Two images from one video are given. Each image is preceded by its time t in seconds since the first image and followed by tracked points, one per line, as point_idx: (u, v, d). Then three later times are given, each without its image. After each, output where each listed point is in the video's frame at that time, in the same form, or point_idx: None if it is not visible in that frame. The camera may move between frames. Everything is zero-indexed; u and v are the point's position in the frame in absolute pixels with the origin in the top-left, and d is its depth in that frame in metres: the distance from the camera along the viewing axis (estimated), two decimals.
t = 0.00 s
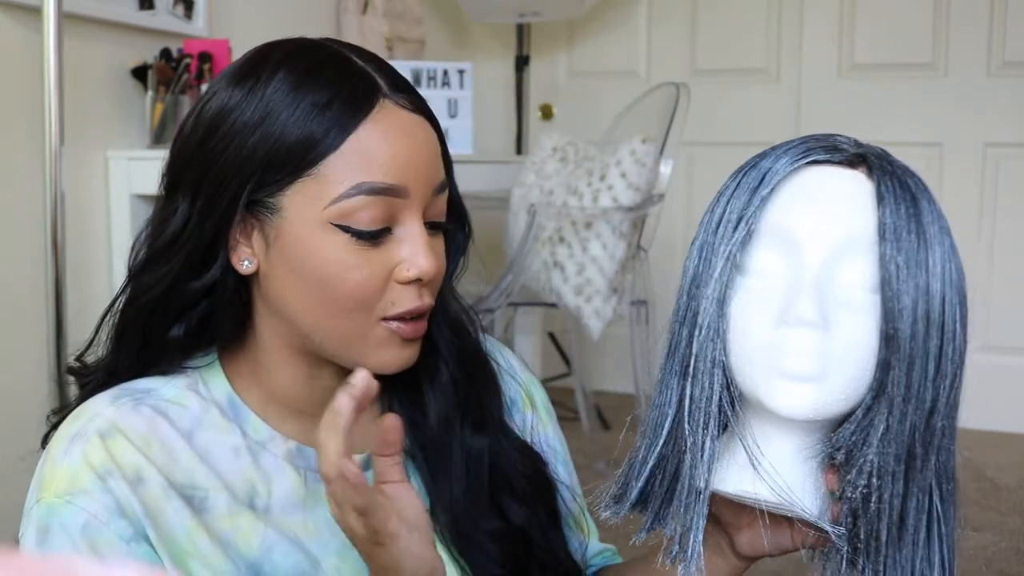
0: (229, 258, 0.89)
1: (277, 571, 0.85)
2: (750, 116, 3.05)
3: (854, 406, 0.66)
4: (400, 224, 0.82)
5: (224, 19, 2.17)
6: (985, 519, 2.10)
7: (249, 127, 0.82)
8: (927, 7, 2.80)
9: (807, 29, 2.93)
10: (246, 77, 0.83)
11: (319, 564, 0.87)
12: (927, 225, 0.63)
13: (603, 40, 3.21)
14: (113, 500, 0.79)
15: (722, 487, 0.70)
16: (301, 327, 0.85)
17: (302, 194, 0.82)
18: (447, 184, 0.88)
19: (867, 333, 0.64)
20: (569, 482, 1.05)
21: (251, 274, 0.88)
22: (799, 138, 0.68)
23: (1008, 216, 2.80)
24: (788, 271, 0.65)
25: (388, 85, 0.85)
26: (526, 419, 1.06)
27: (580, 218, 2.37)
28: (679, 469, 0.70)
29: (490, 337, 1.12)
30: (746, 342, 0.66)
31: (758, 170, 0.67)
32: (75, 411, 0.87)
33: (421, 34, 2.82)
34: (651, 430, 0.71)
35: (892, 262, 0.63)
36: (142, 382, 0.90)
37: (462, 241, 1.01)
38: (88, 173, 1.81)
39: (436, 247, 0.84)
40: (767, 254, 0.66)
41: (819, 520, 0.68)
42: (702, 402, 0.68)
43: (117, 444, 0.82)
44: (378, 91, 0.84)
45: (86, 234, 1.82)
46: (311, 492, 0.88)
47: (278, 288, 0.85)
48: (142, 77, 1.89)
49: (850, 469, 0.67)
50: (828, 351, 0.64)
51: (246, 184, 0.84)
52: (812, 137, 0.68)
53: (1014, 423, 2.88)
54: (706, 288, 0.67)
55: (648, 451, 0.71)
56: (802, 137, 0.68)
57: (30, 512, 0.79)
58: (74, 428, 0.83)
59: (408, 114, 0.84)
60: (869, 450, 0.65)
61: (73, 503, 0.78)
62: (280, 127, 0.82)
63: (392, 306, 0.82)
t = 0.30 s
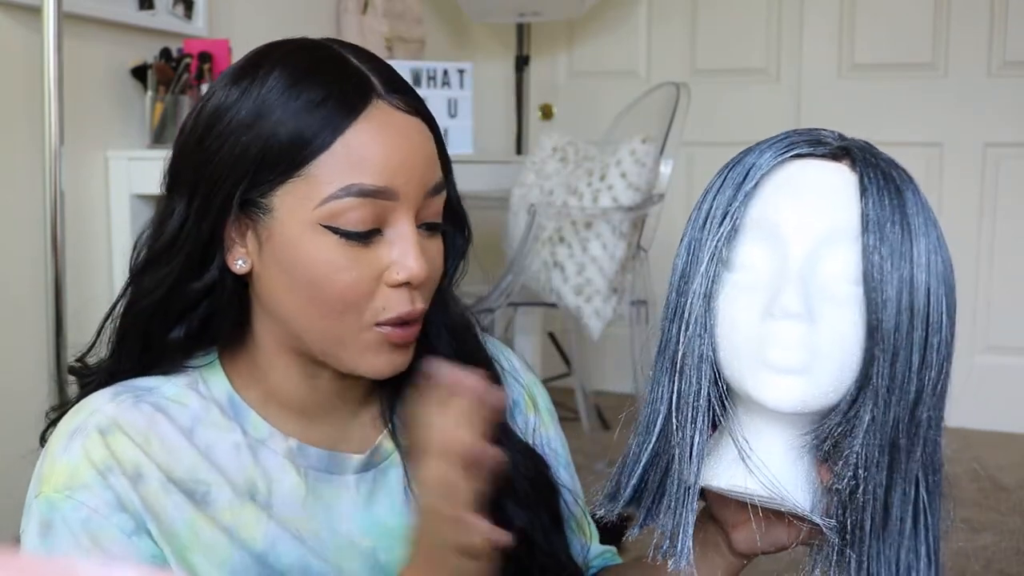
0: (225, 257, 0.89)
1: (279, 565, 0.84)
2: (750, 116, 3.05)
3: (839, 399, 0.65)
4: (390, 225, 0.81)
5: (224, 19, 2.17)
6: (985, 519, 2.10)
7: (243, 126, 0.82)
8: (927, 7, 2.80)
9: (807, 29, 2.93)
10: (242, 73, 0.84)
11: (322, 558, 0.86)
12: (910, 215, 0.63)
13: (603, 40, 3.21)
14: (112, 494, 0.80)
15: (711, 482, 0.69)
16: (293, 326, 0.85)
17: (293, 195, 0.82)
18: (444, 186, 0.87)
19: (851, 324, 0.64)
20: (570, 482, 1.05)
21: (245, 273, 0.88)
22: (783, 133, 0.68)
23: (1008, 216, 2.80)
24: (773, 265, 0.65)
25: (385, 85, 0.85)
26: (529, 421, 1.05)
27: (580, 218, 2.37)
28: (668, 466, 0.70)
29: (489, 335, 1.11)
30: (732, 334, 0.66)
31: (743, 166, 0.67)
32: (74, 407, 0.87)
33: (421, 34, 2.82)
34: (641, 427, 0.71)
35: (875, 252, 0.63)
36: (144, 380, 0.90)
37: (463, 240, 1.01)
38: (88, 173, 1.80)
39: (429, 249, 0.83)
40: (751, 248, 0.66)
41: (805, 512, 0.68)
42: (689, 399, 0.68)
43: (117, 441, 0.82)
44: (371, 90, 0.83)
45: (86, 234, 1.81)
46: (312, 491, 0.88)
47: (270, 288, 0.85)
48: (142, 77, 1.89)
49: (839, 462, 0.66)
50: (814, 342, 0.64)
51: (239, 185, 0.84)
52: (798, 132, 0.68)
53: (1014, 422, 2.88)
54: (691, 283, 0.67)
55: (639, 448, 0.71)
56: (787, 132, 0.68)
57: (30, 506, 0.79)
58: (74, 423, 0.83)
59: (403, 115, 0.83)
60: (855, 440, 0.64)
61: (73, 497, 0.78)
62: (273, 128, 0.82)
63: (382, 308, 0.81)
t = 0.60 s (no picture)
0: (226, 242, 0.97)
1: (287, 564, 0.89)
2: (749, 117, 3.05)
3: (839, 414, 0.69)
4: (353, 197, 0.86)
5: (224, 19, 2.17)
6: (985, 519, 2.10)
7: (232, 114, 0.91)
8: (927, 7, 2.80)
9: (807, 29, 2.93)
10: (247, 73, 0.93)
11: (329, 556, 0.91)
12: (890, 224, 0.67)
13: (603, 40, 3.21)
14: (122, 487, 0.84)
15: (717, 503, 0.72)
16: (273, 301, 0.91)
17: (266, 174, 0.89)
18: (427, 167, 0.91)
19: (845, 337, 0.67)
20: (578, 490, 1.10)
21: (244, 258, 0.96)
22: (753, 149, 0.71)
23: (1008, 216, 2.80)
24: (763, 284, 0.68)
25: (364, 71, 0.91)
26: (540, 424, 1.11)
27: (580, 218, 2.36)
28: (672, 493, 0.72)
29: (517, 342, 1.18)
30: (731, 356, 0.68)
31: (724, 187, 0.69)
32: (91, 402, 0.93)
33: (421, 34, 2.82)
34: (640, 452, 0.73)
35: (864, 265, 0.66)
36: (160, 372, 0.95)
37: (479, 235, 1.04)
38: (88, 173, 1.81)
39: (397, 221, 0.88)
40: (741, 268, 0.68)
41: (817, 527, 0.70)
42: (690, 424, 0.70)
43: (132, 433, 0.87)
44: (346, 73, 0.90)
45: (86, 234, 1.82)
46: (323, 488, 0.93)
47: (257, 266, 0.92)
48: (142, 77, 1.89)
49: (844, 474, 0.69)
50: (813, 361, 0.67)
51: (223, 167, 0.92)
52: (769, 146, 0.71)
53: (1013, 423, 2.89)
54: (686, 306, 0.69)
55: (639, 474, 0.73)
56: (757, 147, 0.71)
57: (45, 497, 0.83)
58: (91, 418, 0.89)
59: (374, 96, 0.89)
60: (860, 453, 0.68)
61: (84, 488, 0.82)
62: (249, 112, 0.90)
63: (343, 279, 0.86)
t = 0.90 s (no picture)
0: (238, 231, 0.99)
1: (300, 563, 0.89)
2: (749, 116, 3.05)
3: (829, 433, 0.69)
4: (361, 202, 0.89)
5: (224, 18, 2.17)
6: (985, 519, 2.10)
7: (257, 105, 0.93)
8: (926, 7, 2.80)
9: (807, 29, 2.93)
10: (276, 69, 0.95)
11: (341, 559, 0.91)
12: (880, 240, 0.67)
13: (603, 40, 3.20)
14: (134, 492, 0.82)
15: (707, 518, 0.72)
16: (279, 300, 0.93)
17: (281, 169, 0.91)
18: (441, 177, 0.93)
19: (837, 355, 0.67)
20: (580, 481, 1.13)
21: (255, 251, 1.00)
22: (739, 164, 0.71)
23: (1009, 216, 2.79)
24: (754, 304, 0.68)
25: (390, 77, 0.92)
26: (541, 418, 1.13)
27: (579, 218, 2.36)
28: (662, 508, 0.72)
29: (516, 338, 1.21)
30: (723, 376, 0.68)
31: (712, 207, 0.69)
32: (101, 403, 0.92)
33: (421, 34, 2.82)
34: (628, 468, 0.73)
35: (854, 284, 0.66)
36: (166, 373, 0.96)
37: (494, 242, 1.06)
38: (89, 173, 1.81)
39: (404, 229, 0.90)
40: (732, 289, 0.68)
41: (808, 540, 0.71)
42: (678, 444, 0.69)
43: (145, 436, 0.87)
44: (370, 77, 0.92)
45: (86, 234, 1.82)
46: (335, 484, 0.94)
47: (266, 264, 0.94)
48: (142, 77, 1.89)
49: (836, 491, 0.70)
50: (806, 380, 0.67)
51: (241, 159, 0.94)
52: (757, 162, 0.70)
53: (1012, 423, 2.89)
54: (677, 328, 0.69)
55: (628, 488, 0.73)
56: (746, 163, 0.71)
57: (56, 502, 0.82)
58: (103, 420, 0.88)
59: (396, 102, 0.91)
60: (850, 471, 0.69)
61: (96, 494, 0.81)
62: (272, 105, 0.92)
63: (345, 283, 0.88)
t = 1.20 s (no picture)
0: (257, 229, 0.99)
1: (300, 564, 0.91)
2: (749, 116, 3.05)
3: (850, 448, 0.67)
4: (378, 201, 0.89)
5: (224, 19, 2.17)
6: (985, 519, 2.10)
7: (277, 104, 0.93)
8: (926, 7, 2.80)
9: (807, 29, 2.93)
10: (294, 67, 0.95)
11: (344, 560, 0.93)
12: (893, 256, 0.65)
13: (603, 40, 3.21)
14: (139, 487, 0.85)
15: (725, 539, 0.69)
16: (297, 298, 0.94)
17: (298, 168, 0.92)
18: (456, 175, 0.93)
19: (856, 377, 0.64)
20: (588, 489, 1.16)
21: (274, 250, 1.00)
22: (749, 179, 0.68)
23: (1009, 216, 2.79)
24: (771, 324, 0.65)
25: (407, 77, 0.92)
26: (554, 431, 1.15)
27: (580, 218, 2.36)
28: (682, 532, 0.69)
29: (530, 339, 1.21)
30: (741, 398, 0.65)
31: (726, 226, 0.66)
32: (117, 393, 0.94)
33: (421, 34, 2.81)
34: (645, 490, 0.70)
35: (871, 304, 0.64)
36: (180, 367, 0.96)
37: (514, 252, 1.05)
38: (89, 174, 1.80)
39: (420, 228, 0.90)
40: (748, 309, 0.65)
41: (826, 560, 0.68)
42: (697, 464, 0.67)
43: (155, 429, 0.88)
44: (387, 77, 0.91)
45: (87, 234, 1.82)
46: (341, 487, 0.95)
47: (283, 264, 0.95)
48: (142, 77, 1.89)
49: (858, 510, 0.67)
50: (827, 402, 0.64)
51: (260, 159, 0.95)
52: (766, 178, 0.67)
53: (1013, 423, 2.89)
54: (692, 350, 0.66)
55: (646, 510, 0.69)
56: (755, 178, 0.68)
57: (65, 489, 0.85)
58: (116, 410, 0.90)
59: (412, 103, 0.90)
60: (871, 490, 0.66)
61: (102, 487, 0.84)
62: (290, 104, 0.91)
63: (364, 282, 0.88)
